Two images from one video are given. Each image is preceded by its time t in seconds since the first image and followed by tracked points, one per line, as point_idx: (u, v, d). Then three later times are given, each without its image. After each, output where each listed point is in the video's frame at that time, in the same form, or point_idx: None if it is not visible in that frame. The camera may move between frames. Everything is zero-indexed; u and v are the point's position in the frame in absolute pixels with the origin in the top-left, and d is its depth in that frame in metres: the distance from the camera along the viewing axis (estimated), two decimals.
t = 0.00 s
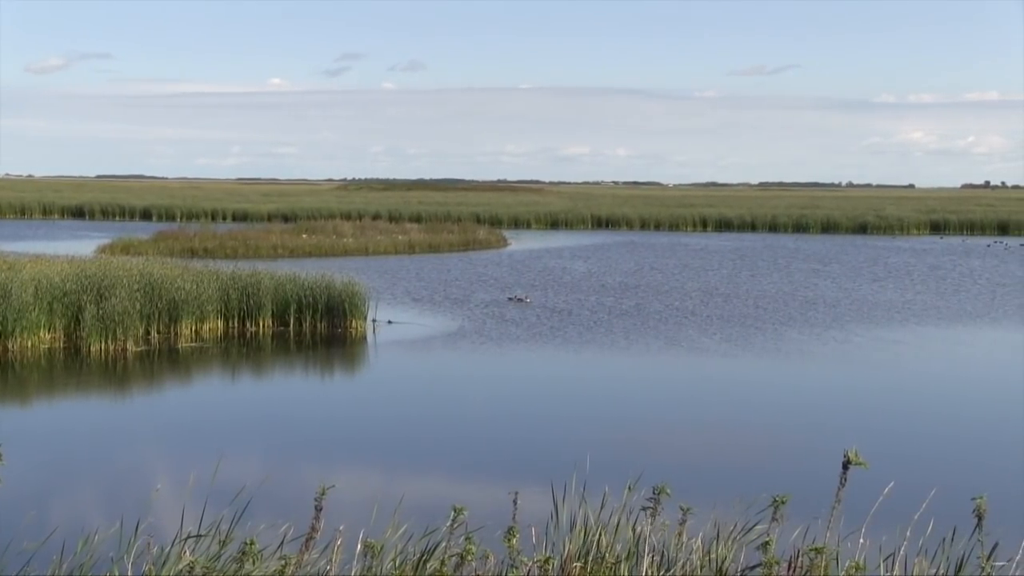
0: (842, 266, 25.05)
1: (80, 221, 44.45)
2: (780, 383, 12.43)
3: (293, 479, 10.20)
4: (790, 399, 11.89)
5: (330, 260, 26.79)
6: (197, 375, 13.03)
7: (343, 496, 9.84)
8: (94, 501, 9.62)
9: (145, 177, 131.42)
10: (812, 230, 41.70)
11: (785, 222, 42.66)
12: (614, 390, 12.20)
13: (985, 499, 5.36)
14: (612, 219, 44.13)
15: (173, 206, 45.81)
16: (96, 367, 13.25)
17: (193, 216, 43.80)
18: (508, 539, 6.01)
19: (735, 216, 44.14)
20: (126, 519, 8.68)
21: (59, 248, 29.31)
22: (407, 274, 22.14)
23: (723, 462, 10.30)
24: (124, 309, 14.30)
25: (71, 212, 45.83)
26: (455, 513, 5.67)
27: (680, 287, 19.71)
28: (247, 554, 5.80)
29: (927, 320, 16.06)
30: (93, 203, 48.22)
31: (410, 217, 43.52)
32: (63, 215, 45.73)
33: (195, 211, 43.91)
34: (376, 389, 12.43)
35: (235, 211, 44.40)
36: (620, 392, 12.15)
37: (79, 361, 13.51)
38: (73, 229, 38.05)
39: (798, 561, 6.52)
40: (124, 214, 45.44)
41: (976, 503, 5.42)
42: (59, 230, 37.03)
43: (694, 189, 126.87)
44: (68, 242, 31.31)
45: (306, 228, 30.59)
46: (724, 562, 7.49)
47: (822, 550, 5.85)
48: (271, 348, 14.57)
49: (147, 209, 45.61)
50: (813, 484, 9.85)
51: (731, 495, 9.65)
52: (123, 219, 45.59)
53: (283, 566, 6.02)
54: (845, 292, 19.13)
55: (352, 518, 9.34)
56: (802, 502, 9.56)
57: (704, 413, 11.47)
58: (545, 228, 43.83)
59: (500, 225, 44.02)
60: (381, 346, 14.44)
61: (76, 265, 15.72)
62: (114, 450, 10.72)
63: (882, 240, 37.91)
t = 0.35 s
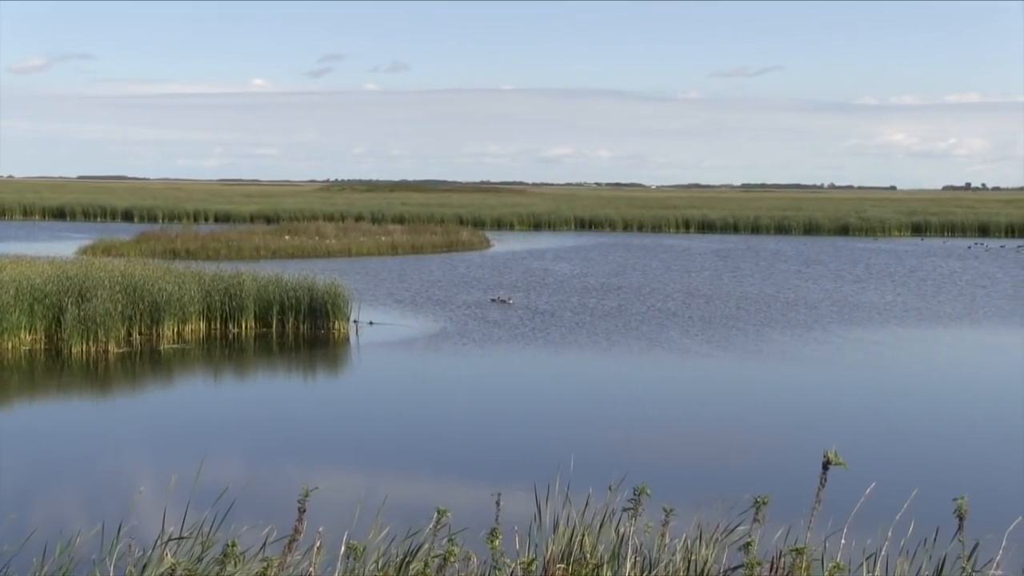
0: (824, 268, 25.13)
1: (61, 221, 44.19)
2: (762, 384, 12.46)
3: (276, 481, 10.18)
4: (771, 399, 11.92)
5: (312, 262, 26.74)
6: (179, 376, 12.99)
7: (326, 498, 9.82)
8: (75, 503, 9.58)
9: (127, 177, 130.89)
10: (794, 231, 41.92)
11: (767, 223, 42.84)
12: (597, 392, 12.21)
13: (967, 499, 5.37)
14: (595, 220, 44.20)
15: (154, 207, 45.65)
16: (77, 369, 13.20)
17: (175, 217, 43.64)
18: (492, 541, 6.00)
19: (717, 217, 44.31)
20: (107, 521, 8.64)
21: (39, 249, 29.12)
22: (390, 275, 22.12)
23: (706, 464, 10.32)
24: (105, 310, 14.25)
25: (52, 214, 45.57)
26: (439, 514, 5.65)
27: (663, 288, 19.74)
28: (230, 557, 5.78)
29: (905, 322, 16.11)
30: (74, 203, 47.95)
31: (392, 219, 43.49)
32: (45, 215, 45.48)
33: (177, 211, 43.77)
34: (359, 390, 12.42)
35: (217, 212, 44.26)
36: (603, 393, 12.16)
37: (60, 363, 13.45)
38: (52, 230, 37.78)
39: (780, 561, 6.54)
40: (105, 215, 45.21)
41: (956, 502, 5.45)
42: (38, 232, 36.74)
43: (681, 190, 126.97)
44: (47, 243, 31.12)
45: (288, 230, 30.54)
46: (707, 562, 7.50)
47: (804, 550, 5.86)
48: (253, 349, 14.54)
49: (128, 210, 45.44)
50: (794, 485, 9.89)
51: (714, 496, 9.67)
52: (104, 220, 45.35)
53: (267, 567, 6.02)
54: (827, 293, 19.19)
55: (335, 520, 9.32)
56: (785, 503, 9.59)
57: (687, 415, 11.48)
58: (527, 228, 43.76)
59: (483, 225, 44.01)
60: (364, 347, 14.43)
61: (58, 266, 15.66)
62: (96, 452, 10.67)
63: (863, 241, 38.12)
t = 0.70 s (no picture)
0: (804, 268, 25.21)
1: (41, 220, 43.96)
2: (742, 384, 12.48)
3: (257, 481, 10.16)
4: (751, 399, 11.95)
5: (293, 262, 26.69)
6: (159, 376, 12.96)
7: (308, 498, 9.81)
8: (56, 503, 9.54)
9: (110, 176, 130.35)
10: (774, 231, 42.09)
11: (749, 223, 42.98)
12: (576, 391, 12.23)
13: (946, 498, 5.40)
14: (577, 220, 44.25)
15: (136, 206, 45.55)
16: (57, 369, 13.16)
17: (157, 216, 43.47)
18: (473, 541, 5.99)
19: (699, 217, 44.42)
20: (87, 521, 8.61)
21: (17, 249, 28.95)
22: (372, 275, 22.09)
23: (686, 463, 10.34)
24: (86, 310, 14.21)
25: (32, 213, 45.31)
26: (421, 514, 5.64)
27: (644, 288, 19.77)
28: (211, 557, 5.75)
29: (878, 321, 16.19)
30: (54, 203, 47.69)
31: (374, 219, 43.43)
32: (25, 215, 45.25)
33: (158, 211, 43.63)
34: (340, 390, 12.41)
35: (199, 212, 44.12)
36: (583, 393, 12.18)
37: (40, 363, 13.41)
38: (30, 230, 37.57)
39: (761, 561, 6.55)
40: (86, 214, 44.99)
41: (938, 501, 5.52)
42: (15, 232, 36.51)
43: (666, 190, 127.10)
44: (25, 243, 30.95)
45: (269, 229, 30.47)
46: (688, 562, 7.52)
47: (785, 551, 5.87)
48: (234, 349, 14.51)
49: (109, 210, 45.24)
50: (775, 484, 9.92)
51: (695, 496, 9.69)
52: (84, 220, 45.14)
53: (249, 567, 5.99)
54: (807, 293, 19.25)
55: (317, 520, 9.32)
56: (766, 503, 9.61)
57: (666, 414, 11.51)
58: (509, 228, 43.76)
59: (466, 225, 44.01)
60: (345, 347, 14.42)
61: (38, 266, 15.60)
62: (75, 452, 10.64)
63: (845, 241, 38.29)
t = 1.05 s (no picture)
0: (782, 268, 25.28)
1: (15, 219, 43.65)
2: (722, 383, 12.50)
3: (235, 482, 10.14)
4: (730, 399, 11.96)
5: (270, 262, 26.64)
6: (136, 377, 12.91)
7: (285, 498, 9.79)
8: (31, 505, 9.49)
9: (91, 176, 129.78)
10: (753, 232, 42.23)
11: (727, 223, 43.11)
12: (553, 391, 12.23)
13: (922, 499, 5.39)
14: (556, 220, 44.27)
15: (112, 207, 45.26)
16: (33, 369, 13.10)
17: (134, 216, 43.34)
18: (451, 542, 5.95)
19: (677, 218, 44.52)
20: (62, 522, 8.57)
21: None
22: (350, 275, 22.05)
23: (664, 463, 10.35)
24: (62, 310, 14.15)
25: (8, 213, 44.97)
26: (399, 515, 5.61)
27: (622, 288, 19.78)
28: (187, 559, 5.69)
29: (849, 321, 16.23)
30: (31, 202, 47.36)
31: (352, 219, 43.33)
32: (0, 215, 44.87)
33: (135, 211, 43.48)
34: (319, 390, 12.37)
35: (176, 212, 43.94)
36: (562, 393, 12.16)
37: (16, 363, 13.35)
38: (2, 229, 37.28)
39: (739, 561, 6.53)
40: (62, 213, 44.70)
41: (914, 502, 5.53)
42: None
43: (652, 190, 127.19)
44: None
45: (247, 229, 30.40)
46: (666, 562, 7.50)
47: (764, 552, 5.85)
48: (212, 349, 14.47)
49: (85, 210, 44.90)
50: (752, 484, 9.93)
51: (673, 496, 9.69)
52: (61, 219, 44.85)
53: (226, 566, 5.94)
54: (785, 293, 19.31)
55: (294, 520, 9.29)
56: (743, 502, 9.63)
57: (643, 413, 11.53)
58: (488, 228, 43.68)
59: (445, 224, 43.98)
60: (323, 347, 14.38)
61: (13, 266, 15.52)
62: (52, 453, 10.58)
63: (823, 241, 38.44)
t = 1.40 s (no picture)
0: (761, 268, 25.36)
1: None
2: (702, 383, 12.50)
3: (213, 483, 10.11)
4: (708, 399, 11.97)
5: (248, 262, 26.58)
6: (114, 377, 12.88)
7: (264, 499, 9.76)
8: (8, 506, 9.44)
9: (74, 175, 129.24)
10: (731, 231, 42.34)
11: (704, 223, 43.20)
12: (530, 390, 12.24)
13: (901, 497, 5.39)
14: (535, 220, 44.29)
15: (90, 207, 44.99)
16: (9, 369, 13.05)
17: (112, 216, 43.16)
18: (430, 542, 5.92)
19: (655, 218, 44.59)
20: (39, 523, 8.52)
21: None
22: (328, 275, 22.03)
23: (641, 463, 10.35)
24: (39, 310, 14.10)
25: None
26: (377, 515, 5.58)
27: (599, 288, 19.80)
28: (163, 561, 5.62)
29: (819, 320, 16.28)
30: (9, 202, 47.09)
31: (333, 220, 43.26)
32: None
33: (113, 211, 43.32)
34: (298, 391, 12.35)
35: (155, 212, 43.79)
36: (540, 393, 12.17)
37: None
38: None
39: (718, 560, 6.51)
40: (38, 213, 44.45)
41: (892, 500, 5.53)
42: None
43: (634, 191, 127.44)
44: None
45: (225, 229, 30.34)
46: (644, 562, 7.49)
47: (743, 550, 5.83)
48: (190, 349, 14.45)
49: (62, 209, 44.53)
50: (731, 483, 9.93)
51: (653, 496, 9.69)
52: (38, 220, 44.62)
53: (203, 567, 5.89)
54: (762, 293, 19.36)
55: (272, 521, 9.27)
56: (722, 502, 9.63)
57: (621, 412, 11.54)
58: (468, 229, 43.65)
59: (425, 224, 43.96)
60: (303, 347, 14.37)
61: None
62: (29, 454, 10.53)
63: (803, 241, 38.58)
